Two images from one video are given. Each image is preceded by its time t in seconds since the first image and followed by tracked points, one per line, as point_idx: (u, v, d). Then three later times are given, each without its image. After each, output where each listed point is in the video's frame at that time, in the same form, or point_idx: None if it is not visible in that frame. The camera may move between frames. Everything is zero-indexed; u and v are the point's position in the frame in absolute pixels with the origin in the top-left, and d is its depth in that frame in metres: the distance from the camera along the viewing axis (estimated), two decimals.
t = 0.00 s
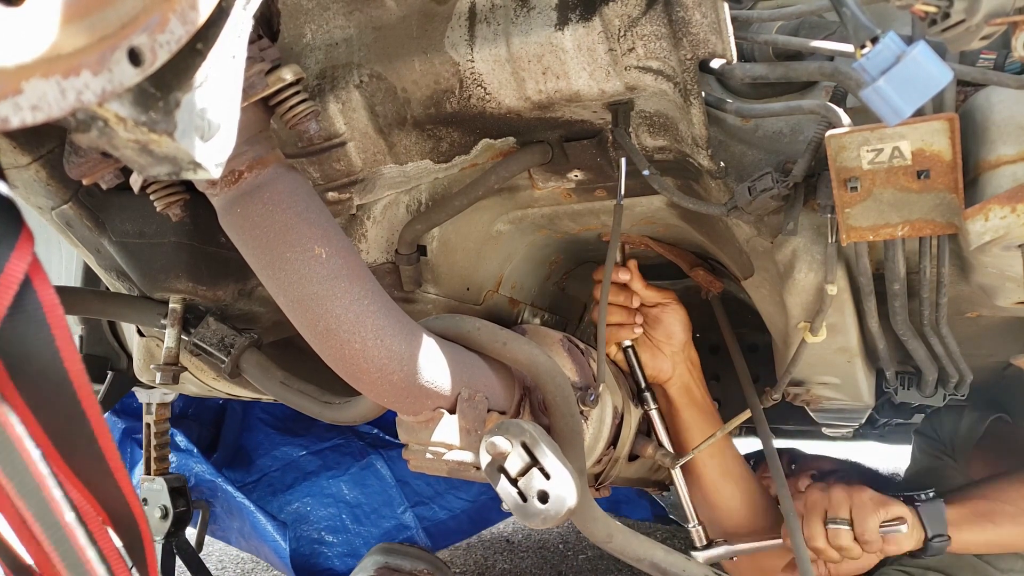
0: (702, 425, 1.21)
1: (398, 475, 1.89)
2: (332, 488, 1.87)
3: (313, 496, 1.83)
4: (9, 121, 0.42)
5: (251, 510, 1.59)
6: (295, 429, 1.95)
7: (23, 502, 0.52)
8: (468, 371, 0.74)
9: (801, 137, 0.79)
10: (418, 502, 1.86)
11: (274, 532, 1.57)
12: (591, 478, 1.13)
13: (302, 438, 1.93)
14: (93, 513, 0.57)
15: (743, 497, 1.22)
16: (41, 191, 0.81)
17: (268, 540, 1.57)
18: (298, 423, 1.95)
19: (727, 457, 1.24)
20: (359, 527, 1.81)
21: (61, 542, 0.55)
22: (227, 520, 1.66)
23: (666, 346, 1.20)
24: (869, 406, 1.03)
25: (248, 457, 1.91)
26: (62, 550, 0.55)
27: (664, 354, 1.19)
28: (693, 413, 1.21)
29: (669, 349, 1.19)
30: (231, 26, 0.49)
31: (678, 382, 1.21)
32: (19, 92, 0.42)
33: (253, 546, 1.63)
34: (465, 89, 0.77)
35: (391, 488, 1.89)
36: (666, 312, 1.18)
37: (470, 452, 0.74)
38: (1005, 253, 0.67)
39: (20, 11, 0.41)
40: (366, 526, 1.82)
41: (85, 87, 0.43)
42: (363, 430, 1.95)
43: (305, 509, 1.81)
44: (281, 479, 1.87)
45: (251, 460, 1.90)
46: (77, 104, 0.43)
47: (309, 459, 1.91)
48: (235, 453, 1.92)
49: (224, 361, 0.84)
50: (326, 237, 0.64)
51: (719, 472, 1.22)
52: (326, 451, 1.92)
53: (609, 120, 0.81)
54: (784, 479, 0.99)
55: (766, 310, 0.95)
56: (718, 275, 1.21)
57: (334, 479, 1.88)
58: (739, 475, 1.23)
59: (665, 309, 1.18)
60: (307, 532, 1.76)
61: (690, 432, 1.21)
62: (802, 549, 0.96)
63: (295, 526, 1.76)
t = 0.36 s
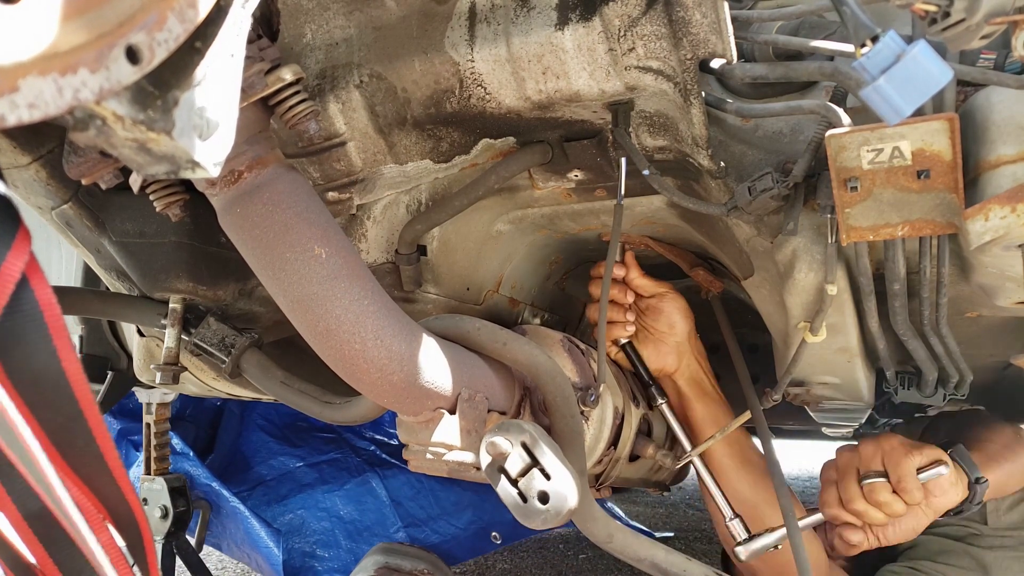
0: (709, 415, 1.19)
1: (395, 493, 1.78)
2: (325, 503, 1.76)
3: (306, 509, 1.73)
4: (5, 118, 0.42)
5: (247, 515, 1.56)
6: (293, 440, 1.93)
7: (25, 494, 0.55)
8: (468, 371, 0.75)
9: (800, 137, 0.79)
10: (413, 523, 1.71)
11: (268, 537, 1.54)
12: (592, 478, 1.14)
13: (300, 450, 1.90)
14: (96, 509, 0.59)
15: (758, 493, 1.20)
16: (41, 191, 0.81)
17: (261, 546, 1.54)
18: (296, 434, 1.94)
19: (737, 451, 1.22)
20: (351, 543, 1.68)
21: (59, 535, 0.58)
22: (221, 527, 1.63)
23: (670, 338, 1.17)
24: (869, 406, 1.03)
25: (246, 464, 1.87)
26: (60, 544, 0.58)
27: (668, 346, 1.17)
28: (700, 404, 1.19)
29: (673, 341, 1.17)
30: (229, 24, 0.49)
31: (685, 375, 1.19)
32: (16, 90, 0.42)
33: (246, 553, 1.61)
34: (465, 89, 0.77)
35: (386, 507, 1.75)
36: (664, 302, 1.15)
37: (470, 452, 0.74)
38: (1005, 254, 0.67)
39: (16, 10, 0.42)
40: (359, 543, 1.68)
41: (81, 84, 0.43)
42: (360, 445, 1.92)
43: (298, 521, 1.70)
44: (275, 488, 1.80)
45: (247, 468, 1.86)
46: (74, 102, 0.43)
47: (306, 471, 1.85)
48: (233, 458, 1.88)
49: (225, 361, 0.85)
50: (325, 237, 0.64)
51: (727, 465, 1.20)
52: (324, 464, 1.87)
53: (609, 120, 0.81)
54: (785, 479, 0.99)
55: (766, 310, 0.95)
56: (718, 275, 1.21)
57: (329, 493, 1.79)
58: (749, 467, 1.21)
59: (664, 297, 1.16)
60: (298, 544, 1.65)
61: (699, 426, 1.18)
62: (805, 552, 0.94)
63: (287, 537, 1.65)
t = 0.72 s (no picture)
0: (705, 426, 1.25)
1: (392, 501, 1.82)
2: (322, 510, 1.80)
3: (304, 515, 1.77)
4: (11, 121, 0.42)
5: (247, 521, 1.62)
6: (292, 446, 1.94)
7: (26, 496, 0.58)
8: (468, 371, 0.74)
9: (800, 137, 0.79)
10: (407, 532, 1.77)
11: (268, 542, 1.61)
12: (592, 478, 1.14)
13: (298, 455, 1.91)
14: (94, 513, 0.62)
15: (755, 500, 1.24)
16: (41, 191, 0.81)
17: (260, 551, 1.60)
18: (294, 440, 1.95)
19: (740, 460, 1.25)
20: (348, 551, 1.74)
21: (59, 534, 0.61)
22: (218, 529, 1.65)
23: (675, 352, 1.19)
24: (869, 406, 1.03)
25: (245, 466, 1.87)
26: (59, 541, 0.61)
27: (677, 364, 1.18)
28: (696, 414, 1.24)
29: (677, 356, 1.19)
30: (232, 26, 0.49)
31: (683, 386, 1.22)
32: (22, 91, 0.42)
33: (246, 555, 1.62)
34: (465, 90, 0.77)
35: (383, 517, 1.81)
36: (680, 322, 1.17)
37: (470, 452, 0.74)
38: (1005, 253, 0.67)
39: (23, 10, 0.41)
40: (356, 551, 1.74)
41: (86, 86, 0.43)
42: (358, 453, 1.94)
43: (296, 527, 1.74)
44: (274, 492, 1.82)
45: (245, 472, 1.86)
46: (78, 104, 0.43)
47: (303, 476, 1.87)
48: (231, 459, 1.89)
49: (225, 361, 0.85)
50: (326, 237, 0.64)
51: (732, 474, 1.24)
52: (320, 471, 1.88)
53: (609, 120, 0.81)
54: (785, 479, 0.99)
55: (766, 310, 0.96)
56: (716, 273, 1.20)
57: (327, 499, 1.82)
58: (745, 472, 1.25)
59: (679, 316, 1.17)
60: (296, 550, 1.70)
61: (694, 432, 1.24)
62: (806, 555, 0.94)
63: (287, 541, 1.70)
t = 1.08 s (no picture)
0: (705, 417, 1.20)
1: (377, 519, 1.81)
2: (309, 524, 1.78)
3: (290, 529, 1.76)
4: (11, 121, 0.42)
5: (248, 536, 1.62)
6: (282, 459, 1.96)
7: (25, 496, 0.58)
8: (468, 371, 0.75)
9: (800, 137, 0.79)
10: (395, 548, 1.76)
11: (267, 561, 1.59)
12: (592, 478, 1.14)
13: (287, 469, 1.94)
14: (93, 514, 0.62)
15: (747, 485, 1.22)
16: (41, 191, 0.81)
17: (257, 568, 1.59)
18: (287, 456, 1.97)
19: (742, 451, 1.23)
20: (334, 566, 1.70)
21: (58, 535, 0.61)
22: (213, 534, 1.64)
23: (671, 344, 1.18)
24: (869, 406, 1.03)
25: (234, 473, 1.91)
26: (57, 541, 0.61)
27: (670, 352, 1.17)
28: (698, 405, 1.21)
29: (673, 346, 1.18)
30: (232, 26, 0.49)
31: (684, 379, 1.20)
32: (22, 92, 0.42)
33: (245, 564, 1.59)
34: (465, 89, 0.77)
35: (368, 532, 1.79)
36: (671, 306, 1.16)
37: (470, 452, 0.74)
38: (1005, 253, 0.67)
39: (23, 10, 0.41)
40: (342, 565, 1.71)
41: (87, 86, 0.43)
42: (344, 470, 1.96)
43: (281, 541, 1.72)
44: (260, 504, 1.82)
45: (232, 481, 1.88)
46: (79, 104, 0.43)
47: (291, 490, 1.87)
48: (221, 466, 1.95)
49: (225, 361, 0.85)
50: (326, 237, 0.64)
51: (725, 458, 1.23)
52: (308, 484, 1.89)
53: (609, 120, 0.81)
54: (785, 479, 0.99)
55: (766, 310, 0.96)
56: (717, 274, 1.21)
57: (313, 514, 1.81)
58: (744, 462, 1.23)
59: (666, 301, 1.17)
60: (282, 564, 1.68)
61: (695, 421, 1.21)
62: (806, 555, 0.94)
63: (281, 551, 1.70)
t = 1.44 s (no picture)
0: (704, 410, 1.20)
1: (373, 517, 1.84)
2: (306, 524, 1.81)
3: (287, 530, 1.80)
4: (11, 121, 0.42)
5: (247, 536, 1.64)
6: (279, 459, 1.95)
7: (25, 496, 0.58)
8: (468, 371, 0.74)
9: (801, 137, 0.79)
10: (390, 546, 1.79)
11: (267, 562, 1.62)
12: (592, 478, 1.14)
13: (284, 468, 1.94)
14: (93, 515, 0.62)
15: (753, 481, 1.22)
16: (41, 191, 0.81)
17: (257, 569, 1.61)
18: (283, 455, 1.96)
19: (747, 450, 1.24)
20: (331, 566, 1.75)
21: (58, 535, 0.61)
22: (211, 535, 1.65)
23: (660, 336, 1.19)
24: (869, 406, 1.03)
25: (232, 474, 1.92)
26: (56, 541, 0.61)
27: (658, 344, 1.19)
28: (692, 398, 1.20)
29: (662, 339, 1.19)
30: (232, 26, 0.49)
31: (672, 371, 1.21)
32: (22, 91, 0.42)
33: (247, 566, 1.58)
34: (465, 89, 0.77)
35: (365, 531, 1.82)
36: (662, 300, 1.17)
37: (470, 452, 0.74)
38: (1005, 253, 0.67)
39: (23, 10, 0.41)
40: (339, 566, 1.75)
41: (87, 86, 0.43)
42: (343, 467, 1.94)
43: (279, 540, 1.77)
44: (258, 505, 1.84)
45: (231, 481, 1.90)
46: (78, 104, 0.43)
47: (287, 488, 1.88)
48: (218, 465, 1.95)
49: (225, 361, 0.85)
50: (326, 236, 0.64)
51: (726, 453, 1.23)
52: (305, 484, 1.90)
53: (609, 120, 0.81)
54: (785, 479, 0.99)
55: (766, 310, 0.96)
56: (718, 274, 1.21)
57: (310, 513, 1.83)
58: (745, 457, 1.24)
59: (660, 296, 1.17)
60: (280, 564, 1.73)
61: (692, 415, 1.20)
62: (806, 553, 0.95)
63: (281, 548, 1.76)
